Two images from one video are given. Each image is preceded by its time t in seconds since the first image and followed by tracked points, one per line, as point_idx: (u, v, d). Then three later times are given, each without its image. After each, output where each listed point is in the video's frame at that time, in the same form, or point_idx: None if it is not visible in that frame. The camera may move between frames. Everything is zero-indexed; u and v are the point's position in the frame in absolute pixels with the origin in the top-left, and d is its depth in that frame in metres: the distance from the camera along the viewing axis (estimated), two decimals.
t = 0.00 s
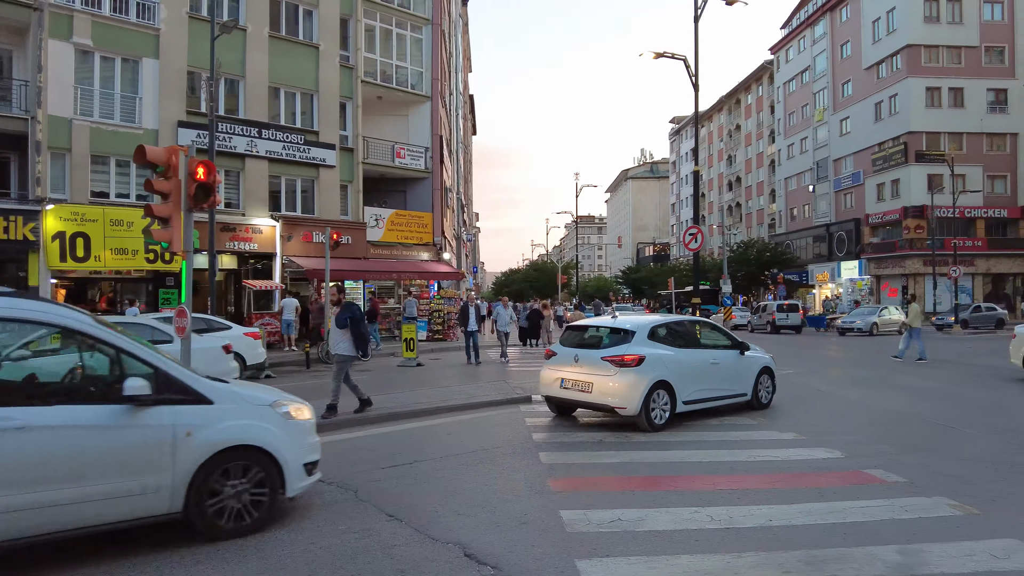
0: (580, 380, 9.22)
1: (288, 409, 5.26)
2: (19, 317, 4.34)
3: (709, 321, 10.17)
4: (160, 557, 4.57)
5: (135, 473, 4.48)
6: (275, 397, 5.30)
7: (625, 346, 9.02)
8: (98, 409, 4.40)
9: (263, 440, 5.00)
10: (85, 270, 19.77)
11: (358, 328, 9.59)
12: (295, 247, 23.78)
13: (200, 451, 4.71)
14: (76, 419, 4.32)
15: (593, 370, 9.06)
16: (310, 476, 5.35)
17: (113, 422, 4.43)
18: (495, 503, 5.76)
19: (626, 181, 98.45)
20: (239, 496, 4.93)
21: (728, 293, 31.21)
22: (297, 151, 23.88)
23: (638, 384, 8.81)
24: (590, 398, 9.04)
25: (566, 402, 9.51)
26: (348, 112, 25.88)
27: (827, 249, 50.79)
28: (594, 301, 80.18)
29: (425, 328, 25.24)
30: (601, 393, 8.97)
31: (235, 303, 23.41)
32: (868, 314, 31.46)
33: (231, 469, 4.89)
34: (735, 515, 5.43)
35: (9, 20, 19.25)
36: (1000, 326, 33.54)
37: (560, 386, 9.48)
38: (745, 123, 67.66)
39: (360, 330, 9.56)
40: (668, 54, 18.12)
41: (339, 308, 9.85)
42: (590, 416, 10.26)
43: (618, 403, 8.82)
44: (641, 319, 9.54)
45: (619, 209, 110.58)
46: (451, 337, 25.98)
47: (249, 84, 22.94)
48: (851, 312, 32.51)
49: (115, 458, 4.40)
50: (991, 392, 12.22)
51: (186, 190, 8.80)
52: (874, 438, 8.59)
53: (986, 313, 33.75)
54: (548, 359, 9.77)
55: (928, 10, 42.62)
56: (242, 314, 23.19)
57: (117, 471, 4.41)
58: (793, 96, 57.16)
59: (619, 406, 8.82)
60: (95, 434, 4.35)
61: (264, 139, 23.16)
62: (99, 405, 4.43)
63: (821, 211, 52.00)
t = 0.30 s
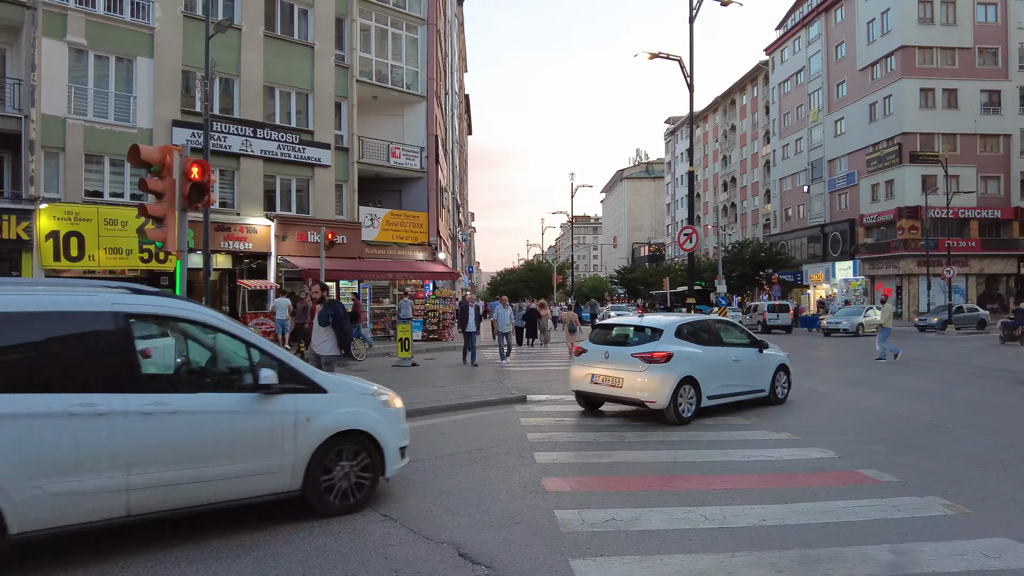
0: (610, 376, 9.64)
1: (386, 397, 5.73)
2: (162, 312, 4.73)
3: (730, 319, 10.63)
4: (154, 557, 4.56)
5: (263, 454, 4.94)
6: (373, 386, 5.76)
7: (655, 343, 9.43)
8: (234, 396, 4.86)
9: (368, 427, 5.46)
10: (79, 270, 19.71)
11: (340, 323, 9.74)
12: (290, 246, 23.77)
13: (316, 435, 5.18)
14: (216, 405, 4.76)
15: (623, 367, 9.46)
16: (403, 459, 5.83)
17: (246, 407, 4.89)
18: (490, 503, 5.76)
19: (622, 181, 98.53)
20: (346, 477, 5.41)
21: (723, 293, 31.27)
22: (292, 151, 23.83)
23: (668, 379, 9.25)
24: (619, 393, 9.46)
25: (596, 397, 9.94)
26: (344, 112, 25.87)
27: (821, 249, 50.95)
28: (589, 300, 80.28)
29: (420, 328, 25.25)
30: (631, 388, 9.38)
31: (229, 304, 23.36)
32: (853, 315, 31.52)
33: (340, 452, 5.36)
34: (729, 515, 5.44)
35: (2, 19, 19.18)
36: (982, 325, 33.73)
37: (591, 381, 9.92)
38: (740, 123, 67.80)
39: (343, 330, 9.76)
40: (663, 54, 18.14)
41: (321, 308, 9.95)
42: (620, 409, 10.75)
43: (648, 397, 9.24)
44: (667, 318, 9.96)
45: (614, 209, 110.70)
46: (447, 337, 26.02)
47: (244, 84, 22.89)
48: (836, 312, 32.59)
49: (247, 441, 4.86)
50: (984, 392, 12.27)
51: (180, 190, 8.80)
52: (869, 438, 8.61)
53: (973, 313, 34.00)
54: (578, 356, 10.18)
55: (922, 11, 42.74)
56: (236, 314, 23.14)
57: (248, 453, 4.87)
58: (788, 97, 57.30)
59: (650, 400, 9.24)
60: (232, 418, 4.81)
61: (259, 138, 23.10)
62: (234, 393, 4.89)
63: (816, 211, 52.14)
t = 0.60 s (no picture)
0: (637, 371, 10.09)
1: (466, 385, 6.39)
2: (284, 309, 5.34)
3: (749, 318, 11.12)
4: (153, 555, 4.55)
5: (369, 435, 5.56)
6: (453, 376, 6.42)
7: (681, 340, 9.90)
8: (345, 383, 5.48)
9: (452, 410, 6.08)
10: (74, 269, 19.66)
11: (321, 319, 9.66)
12: (286, 245, 23.75)
13: (410, 419, 5.81)
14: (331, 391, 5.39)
15: (651, 362, 9.92)
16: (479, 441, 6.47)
17: (355, 393, 5.51)
18: (487, 501, 5.77)
19: (618, 180, 98.64)
20: (435, 455, 6.03)
21: (719, 293, 31.27)
22: (288, 149, 23.80)
23: (694, 372, 9.75)
24: (647, 387, 9.92)
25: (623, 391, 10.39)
26: (340, 111, 25.84)
27: (817, 249, 51.09)
28: (585, 300, 80.33)
29: (416, 328, 25.22)
30: (658, 383, 9.85)
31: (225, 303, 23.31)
32: (839, 315, 31.55)
33: (430, 433, 5.99)
34: (725, 514, 5.44)
35: None
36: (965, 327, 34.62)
37: (619, 376, 10.35)
38: (736, 123, 67.90)
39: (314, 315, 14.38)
40: (659, 54, 18.14)
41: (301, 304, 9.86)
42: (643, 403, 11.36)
43: (675, 391, 9.72)
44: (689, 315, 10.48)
45: (611, 208, 110.62)
46: (443, 336, 26.01)
47: (240, 82, 22.85)
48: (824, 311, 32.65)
49: (358, 423, 5.49)
50: (980, 392, 12.28)
51: (177, 189, 8.76)
52: (865, 437, 8.62)
53: (959, 312, 34.38)
54: (606, 353, 10.64)
55: (917, 11, 42.81)
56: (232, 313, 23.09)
57: (358, 434, 5.50)
58: (784, 97, 57.40)
59: (676, 394, 9.73)
60: (344, 403, 5.43)
61: (255, 137, 23.07)
62: (345, 380, 5.51)
63: (812, 211, 52.22)
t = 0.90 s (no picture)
0: (662, 366, 10.57)
1: (529, 377, 7.00)
2: (380, 305, 5.88)
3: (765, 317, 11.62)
4: (151, 554, 4.55)
5: (453, 421, 6.13)
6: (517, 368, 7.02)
7: (703, 338, 10.38)
8: (433, 374, 6.05)
9: (519, 400, 6.67)
10: (67, 267, 19.60)
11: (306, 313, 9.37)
12: (280, 244, 23.73)
13: (486, 407, 6.39)
14: (421, 380, 5.95)
15: (675, 358, 10.39)
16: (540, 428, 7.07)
17: (440, 383, 6.08)
18: (482, 500, 5.75)
19: (613, 180, 98.68)
20: (506, 441, 6.62)
21: (712, 292, 31.31)
22: (282, 148, 23.75)
23: (718, 368, 10.19)
24: (670, 381, 10.38)
25: (647, 385, 10.89)
26: (334, 110, 25.79)
27: (811, 249, 51.28)
28: (580, 299, 80.40)
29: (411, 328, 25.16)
30: (681, 377, 10.32)
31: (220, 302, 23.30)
32: (824, 314, 31.63)
33: (501, 421, 6.57)
34: (718, 512, 5.46)
35: None
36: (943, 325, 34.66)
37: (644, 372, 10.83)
38: (730, 123, 68.02)
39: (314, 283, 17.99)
40: (654, 53, 18.15)
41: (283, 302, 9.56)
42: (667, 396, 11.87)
43: (697, 386, 10.19)
44: (713, 314, 10.95)
45: (606, 208, 110.64)
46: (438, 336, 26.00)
47: (234, 80, 22.77)
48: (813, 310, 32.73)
49: (443, 409, 6.06)
50: (973, 391, 12.33)
51: (170, 187, 8.75)
52: (859, 435, 8.63)
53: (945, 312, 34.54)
54: (630, 349, 11.13)
55: (911, 11, 42.94)
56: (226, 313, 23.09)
57: (444, 420, 6.06)
58: (778, 97, 57.57)
59: (698, 389, 10.18)
60: (432, 391, 6.00)
61: (249, 136, 23.01)
62: (432, 371, 6.07)
63: (806, 211, 52.38)
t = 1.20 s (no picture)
0: (685, 363, 11.03)
1: (583, 371, 7.53)
2: (455, 304, 6.41)
3: (779, 315, 12.15)
4: (148, 554, 4.54)
5: (519, 410, 6.68)
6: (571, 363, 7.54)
7: (726, 335, 10.87)
8: (502, 366, 6.57)
9: (575, 391, 7.20)
10: (61, 267, 19.53)
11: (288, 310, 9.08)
12: (275, 244, 23.66)
13: (548, 397, 6.93)
14: (491, 373, 6.49)
15: (698, 355, 10.87)
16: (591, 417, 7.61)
17: (509, 375, 6.62)
18: (476, 500, 5.74)
19: (608, 180, 98.70)
20: (564, 428, 7.14)
21: (707, 291, 31.33)
22: (277, 147, 23.69)
23: (740, 363, 10.71)
24: (695, 377, 10.84)
25: (670, 381, 11.36)
26: (330, 109, 25.76)
27: (805, 249, 51.42)
28: (575, 299, 80.41)
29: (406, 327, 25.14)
30: (704, 373, 10.81)
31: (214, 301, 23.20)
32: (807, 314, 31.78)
33: (559, 410, 7.11)
34: (714, 511, 5.48)
35: None
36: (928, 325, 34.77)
37: (667, 368, 11.29)
38: (725, 123, 68.13)
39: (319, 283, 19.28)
40: (649, 53, 18.16)
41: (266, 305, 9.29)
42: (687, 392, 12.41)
43: (720, 380, 10.67)
44: (730, 313, 11.44)
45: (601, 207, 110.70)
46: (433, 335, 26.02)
47: (229, 79, 22.72)
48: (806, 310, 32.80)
49: (511, 399, 6.60)
50: (966, 390, 12.40)
51: (165, 185, 8.69)
52: (853, 434, 8.65)
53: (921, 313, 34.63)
54: (654, 347, 11.60)
55: (905, 12, 43.04)
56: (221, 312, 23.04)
57: (511, 409, 6.60)
58: (773, 97, 57.67)
59: (722, 384, 10.67)
60: (502, 382, 6.54)
61: (244, 135, 22.95)
62: (501, 365, 6.61)
63: (800, 211, 52.48)
